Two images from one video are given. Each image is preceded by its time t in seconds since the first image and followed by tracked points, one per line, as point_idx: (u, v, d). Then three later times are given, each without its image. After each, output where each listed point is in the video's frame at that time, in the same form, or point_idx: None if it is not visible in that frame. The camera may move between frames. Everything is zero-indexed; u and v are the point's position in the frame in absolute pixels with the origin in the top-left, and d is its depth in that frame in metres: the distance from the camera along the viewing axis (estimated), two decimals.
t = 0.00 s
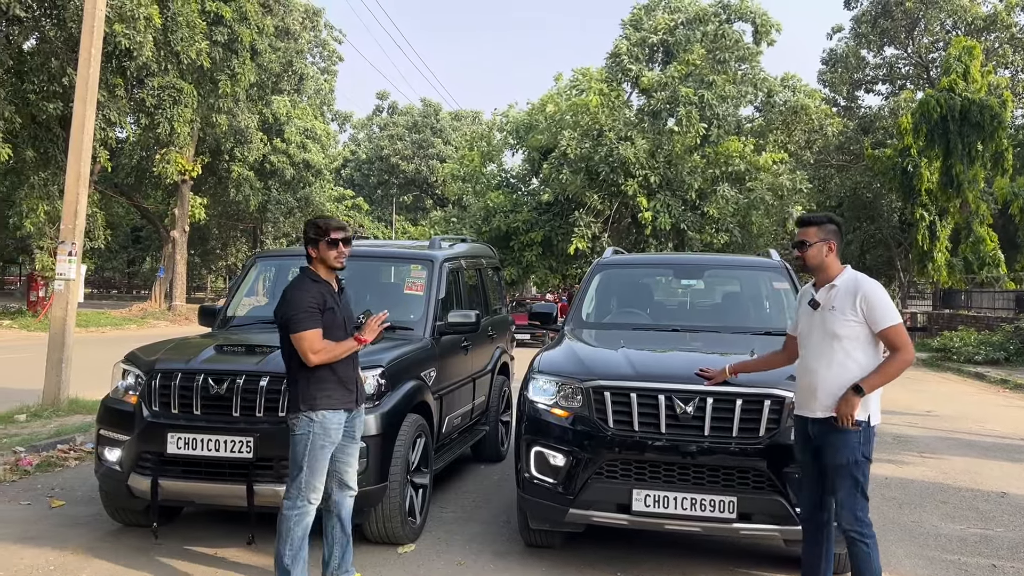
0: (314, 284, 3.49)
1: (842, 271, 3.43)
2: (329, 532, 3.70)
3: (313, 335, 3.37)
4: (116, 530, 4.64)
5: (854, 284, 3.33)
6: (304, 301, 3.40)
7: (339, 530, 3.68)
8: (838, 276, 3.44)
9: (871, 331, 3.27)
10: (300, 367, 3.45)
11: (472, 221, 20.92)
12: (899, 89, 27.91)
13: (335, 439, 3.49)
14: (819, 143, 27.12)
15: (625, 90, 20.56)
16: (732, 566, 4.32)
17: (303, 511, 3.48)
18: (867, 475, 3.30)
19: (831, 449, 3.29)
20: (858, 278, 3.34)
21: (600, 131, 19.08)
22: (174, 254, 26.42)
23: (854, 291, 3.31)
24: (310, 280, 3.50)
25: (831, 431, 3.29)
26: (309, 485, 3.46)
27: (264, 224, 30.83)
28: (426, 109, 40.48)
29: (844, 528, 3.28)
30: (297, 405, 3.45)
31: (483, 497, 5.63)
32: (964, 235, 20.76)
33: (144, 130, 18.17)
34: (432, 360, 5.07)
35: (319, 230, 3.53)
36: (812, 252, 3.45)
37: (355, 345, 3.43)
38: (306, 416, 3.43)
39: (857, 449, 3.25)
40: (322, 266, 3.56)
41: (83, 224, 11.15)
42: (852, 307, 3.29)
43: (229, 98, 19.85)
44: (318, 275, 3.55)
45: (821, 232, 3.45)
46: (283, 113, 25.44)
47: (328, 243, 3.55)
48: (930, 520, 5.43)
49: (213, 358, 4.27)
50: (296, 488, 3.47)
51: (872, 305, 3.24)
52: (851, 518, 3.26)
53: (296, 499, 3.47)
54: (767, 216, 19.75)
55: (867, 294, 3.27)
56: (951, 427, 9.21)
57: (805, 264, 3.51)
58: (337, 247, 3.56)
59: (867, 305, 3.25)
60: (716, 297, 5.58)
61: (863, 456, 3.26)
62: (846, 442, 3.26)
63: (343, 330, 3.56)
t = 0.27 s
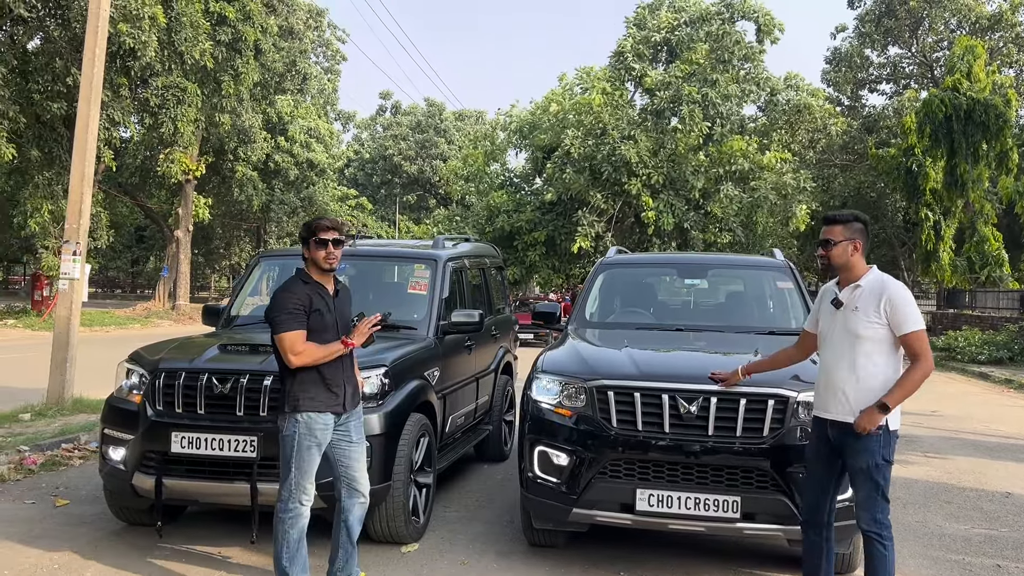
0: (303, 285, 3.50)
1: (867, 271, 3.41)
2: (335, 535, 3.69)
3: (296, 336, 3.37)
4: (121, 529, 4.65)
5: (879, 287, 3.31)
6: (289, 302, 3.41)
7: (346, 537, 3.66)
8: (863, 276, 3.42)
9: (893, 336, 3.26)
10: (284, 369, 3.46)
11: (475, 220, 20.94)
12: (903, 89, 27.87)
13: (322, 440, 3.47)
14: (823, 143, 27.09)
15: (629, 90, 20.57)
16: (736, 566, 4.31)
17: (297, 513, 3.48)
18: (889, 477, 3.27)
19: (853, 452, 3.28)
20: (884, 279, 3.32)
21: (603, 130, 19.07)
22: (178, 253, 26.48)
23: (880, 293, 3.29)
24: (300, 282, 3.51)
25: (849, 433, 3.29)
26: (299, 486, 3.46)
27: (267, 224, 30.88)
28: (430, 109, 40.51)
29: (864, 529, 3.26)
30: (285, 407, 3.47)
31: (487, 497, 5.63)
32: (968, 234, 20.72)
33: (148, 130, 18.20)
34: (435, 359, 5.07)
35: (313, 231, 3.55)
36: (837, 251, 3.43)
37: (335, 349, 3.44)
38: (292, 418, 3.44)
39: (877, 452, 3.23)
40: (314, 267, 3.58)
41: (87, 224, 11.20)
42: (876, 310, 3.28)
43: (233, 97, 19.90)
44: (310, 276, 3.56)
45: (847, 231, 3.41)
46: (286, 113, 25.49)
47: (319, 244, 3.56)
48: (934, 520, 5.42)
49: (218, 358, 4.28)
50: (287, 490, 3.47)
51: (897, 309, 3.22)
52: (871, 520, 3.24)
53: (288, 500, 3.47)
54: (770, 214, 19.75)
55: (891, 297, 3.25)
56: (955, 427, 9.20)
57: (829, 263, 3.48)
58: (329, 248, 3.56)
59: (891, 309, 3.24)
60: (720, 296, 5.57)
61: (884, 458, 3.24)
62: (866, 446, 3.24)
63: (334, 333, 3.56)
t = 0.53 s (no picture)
0: (299, 284, 3.50)
1: (882, 271, 3.39)
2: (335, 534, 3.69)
3: (289, 334, 3.38)
4: (124, 527, 4.66)
5: (892, 287, 3.29)
6: (282, 300, 3.42)
7: (346, 536, 3.65)
8: (878, 276, 3.39)
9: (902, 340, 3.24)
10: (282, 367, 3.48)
11: (478, 219, 20.94)
12: (907, 87, 27.82)
13: (322, 440, 3.48)
14: (827, 141, 27.05)
15: (632, 88, 20.56)
16: (739, 565, 4.30)
17: (299, 512, 3.49)
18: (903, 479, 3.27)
19: (867, 453, 3.29)
20: (898, 280, 3.29)
21: (607, 129, 19.07)
22: (181, 252, 26.53)
23: (893, 295, 3.27)
24: (297, 280, 3.52)
25: (863, 435, 3.30)
26: (301, 486, 3.46)
27: (271, 222, 30.91)
28: (433, 108, 40.52)
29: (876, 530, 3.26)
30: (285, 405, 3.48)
31: (490, 495, 5.63)
32: (973, 233, 20.67)
33: (152, 129, 18.21)
34: (438, 358, 5.07)
35: (312, 229, 3.55)
36: (851, 252, 3.42)
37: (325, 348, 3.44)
38: (291, 418, 3.45)
39: (889, 454, 3.25)
40: (313, 266, 3.57)
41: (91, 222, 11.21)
42: (886, 312, 3.27)
43: (237, 96, 19.94)
44: (307, 276, 3.56)
45: (862, 231, 3.41)
46: (289, 111, 25.50)
47: (318, 242, 3.56)
48: (938, 519, 5.40)
49: (221, 356, 4.28)
50: (289, 490, 3.48)
51: (906, 312, 3.20)
52: (884, 521, 3.24)
53: (290, 500, 3.48)
54: (773, 212, 19.73)
55: (902, 299, 3.23)
56: (959, 427, 9.17)
57: (845, 263, 3.48)
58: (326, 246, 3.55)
59: (901, 311, 3.22)
60: (723, 295, 5.56)
61: (894, 461, 3.24)
62: (879, 447, 3.26)
63: (331, 331, 3.56)
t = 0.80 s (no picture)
0: (305, 281, 3.51)
1: (888, 269, 3.39)
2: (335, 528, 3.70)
3: (301, 332, 3.39)
4: (127, 524, 4.67)
5: (897, 285, 3.29)
6: (292, 299, 3.42)
7: (345, 530, 3.66)
8: (883, 274, 3.39)
9: (909, 338, 3.23)
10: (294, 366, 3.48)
11: (481, 216, 20.94)
12: (910, 85, 27.77)
13: (334, 436, 3.49)
14: (829, 139, 27.00)
15: (635, 85, 20.55)
16: (741, 563, 4.30)
17: (306, 508, 3.49)
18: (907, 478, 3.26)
19: (867, 451, 3.29)
20: (903, 278, 3.30)
21: (610, 126, 19.06)
22: (184, 249, 26.55)
23: (898, 293, 3.27)
24: (303, 278, 3.52)
25: (867, 434, 3.29)
26: (310, 481, 3.47)
27: (273, 219, 30.93)
28: (435, 105, 40.51)
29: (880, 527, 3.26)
30: (296, 402, 3.49)
31: (492, 493, 5.64)
32: (976, 231, 20.66)
33: (155, 127, 18.22)
34: (440, 355, 5.08)
35: (317, 227, 3.55)
36: (857, 249, 3.43)
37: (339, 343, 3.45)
38: (304, 413, 3.45)
39: (894, 453, 3.23)
40: (320, 262, 3.57)
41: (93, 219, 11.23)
42: (892, 311, 3.27)
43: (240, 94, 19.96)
44: (313, 273, 3.56)
45: (868, 228, 3.41)
46: (292, 109, 25.50)
47: (325, 239, 3.56)
48: (940, 517, 5.40)
49: (223, 353, 4.29)
50: (298, 485, 3.48)
51: (912, 310, 3.20)
52: (886, 520, 3.25)
53: (299, 494, 3.48)
54: (776, 210, 19.72)
55: (908, 297, 3.23)
56: (961, 424, 9.16)
57: (850, 261, 3.48)
58: (332, 242, 3.56)
59: (905, 309, 3.22)
60: (725, 293, 5.56)
61: (900, 458, 3.23)
62: (884, 445, 3.24)
63: (341, 327, 3.57)
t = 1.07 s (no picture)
0: (319, 275, 3.51)
1: (890, 265, 3.38)
2: (337, 520, 3.71)
3: (322, 325, 3.39)
4: (129, 519, 4.67)
5: (898, 281, 3.27)
6: (309, 292, 3.43)
7: (347, 522, 3.68)
8: (886, 270, 3.38)
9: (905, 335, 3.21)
10: (311, 360, 3.48)
11: (482, 213, 20.95)
12: (912, 81, 27.72)
13: (349, 430, 3.51)
14: (832, 136, 26.96)
15: (637, 82, 20.53)
16: (743, 559, 4.30)
17: (315, 501, 3.50)
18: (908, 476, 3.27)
19: (866, 446, 3.29)
20: (904, 274, 3.28)
21: (612, 123, 19.04)
22: (186, 246, 26.59)
23: (897, 289, 3.25)
24: (315, 272, 3.52)
25: (867, 430, 3.29)
26: (322, 475, 3.48)
27: (275, 216, 30.94)
28: (436, 102, 40.48)
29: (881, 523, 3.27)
30: (312, 397, 3.48)
31: (493, 489, 5.64)
32: (978, 228, 20.65)
33: (157, 123, 18.22)
34: (442, 351, 5.08)
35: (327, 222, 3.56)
36: (860, 245, 3.41)
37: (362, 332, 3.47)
38: (320, 407, 3.45)
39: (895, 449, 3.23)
40: (331, 257, 3.58)
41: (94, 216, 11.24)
42: (890, 307, 3.25)
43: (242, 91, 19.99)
44: (324, 267, 3.56)
45: (869, 224, 3.40)
46: (293, 106, 25.47)
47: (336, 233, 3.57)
48: (941, 514, 5.39)
49: (225, 349, 4.29)
50: (309, 477, 3.49)
51: (910, 306, 3.18)
52: (887, 516, 3.25)
53: (309, 487, 3.49)
54: (778, 206, 19.70)
55: (907, 293, 3.21)
56: (963, 421, 9.15)
57: (853, 257, 3.47)
58: (344, 237, 3.58)
59: (904, 305, 3.20)
60: (727, 289, 5.55)
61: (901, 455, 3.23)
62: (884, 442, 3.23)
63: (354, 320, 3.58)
